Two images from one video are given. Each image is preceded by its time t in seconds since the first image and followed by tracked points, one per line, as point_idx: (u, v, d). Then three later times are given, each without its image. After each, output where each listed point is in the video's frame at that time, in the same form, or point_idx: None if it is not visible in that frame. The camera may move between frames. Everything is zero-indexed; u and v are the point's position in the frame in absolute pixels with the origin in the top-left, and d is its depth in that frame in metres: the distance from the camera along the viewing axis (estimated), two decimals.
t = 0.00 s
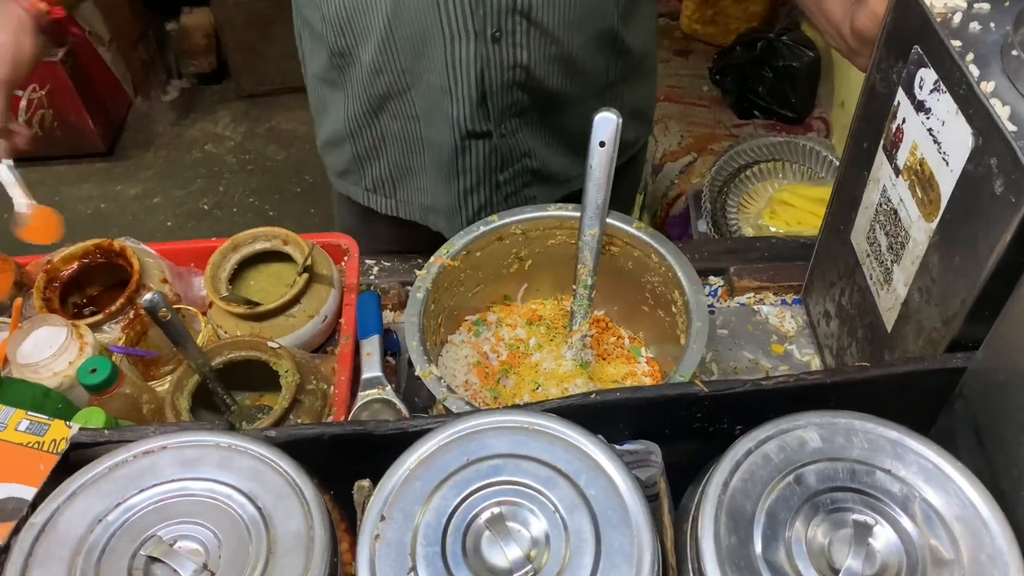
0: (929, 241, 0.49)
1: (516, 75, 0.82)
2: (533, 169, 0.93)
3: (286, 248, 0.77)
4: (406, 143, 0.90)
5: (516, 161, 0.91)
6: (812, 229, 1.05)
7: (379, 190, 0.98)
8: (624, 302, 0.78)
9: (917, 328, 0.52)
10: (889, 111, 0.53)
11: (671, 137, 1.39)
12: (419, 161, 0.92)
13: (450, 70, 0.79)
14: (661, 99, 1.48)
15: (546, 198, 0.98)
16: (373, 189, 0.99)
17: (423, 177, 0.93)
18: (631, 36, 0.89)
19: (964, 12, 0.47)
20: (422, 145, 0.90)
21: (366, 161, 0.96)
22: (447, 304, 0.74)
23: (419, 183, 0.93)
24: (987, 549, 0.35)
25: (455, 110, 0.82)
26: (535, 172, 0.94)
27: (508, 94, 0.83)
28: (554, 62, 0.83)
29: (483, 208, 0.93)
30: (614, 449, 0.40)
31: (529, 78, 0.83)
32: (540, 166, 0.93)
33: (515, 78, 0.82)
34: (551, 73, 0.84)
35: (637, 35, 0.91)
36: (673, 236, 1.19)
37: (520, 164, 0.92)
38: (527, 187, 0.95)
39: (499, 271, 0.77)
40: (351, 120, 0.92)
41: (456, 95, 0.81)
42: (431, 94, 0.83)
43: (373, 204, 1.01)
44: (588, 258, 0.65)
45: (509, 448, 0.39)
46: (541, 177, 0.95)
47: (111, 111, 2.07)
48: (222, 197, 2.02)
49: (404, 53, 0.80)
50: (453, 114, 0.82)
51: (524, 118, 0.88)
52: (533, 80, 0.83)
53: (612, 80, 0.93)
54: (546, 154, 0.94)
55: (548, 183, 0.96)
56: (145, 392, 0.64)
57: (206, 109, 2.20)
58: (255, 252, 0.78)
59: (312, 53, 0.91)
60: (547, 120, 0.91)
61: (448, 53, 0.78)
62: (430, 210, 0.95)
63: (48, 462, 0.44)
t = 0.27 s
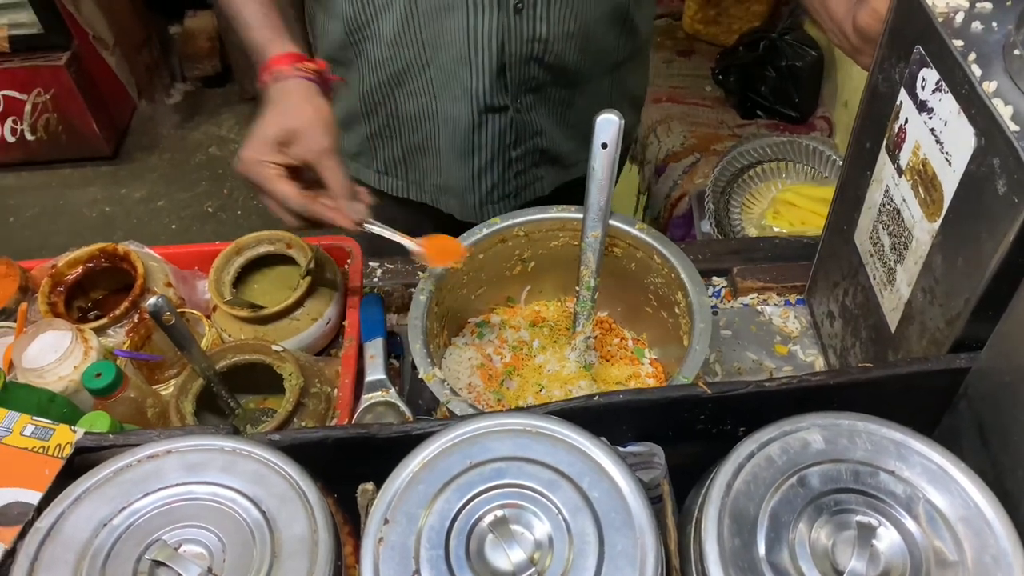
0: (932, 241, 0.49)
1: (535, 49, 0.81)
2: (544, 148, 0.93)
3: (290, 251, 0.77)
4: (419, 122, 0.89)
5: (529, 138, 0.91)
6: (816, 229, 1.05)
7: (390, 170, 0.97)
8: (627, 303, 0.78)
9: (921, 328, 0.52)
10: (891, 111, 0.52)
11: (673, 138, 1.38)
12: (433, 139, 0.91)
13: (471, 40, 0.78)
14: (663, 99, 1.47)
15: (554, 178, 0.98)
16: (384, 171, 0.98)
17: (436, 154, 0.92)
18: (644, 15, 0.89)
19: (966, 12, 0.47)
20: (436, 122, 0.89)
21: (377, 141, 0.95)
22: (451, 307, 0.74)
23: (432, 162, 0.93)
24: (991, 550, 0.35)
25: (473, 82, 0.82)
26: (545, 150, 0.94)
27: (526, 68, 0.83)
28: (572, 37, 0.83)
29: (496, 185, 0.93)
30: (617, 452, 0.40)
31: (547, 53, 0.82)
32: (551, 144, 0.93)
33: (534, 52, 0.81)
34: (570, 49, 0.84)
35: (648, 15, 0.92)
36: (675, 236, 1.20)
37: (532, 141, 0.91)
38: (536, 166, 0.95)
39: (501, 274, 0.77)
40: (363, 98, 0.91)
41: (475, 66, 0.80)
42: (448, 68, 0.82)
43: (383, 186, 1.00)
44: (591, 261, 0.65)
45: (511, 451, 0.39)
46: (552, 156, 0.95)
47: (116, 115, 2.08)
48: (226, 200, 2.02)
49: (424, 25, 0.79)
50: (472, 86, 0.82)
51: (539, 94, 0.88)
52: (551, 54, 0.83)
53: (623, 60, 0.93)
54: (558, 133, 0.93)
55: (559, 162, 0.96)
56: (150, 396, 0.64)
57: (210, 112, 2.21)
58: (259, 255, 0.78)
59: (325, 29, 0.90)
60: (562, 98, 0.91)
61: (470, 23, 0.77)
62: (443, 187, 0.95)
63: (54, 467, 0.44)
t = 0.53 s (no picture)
0: (931, 239, 0.49)
1: (563, 23, 0.81)
2: (568, 125, 0.93)
3: (292, 253, 0.78)
4: (446, 105, 0.88)
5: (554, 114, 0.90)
6: (817, 228, 1.05)
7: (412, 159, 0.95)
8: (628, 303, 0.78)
9: (921, 325, 0.52)
10: (891, 109, 0.52)
11: (675, 138, 1.38)
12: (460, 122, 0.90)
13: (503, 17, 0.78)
14: (664, 99, 1.47)
15: (575, 155, 0.98)
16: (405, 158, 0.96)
17: (462, 137, 0.91)
18: None
19: (965, 9, 0.47)
20: (463, 105, 0.87)
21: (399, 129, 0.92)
22: (452, 308, 0.74)
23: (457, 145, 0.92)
24: (991, 547, 0.35)
25: (504, 59, 0.81)
26: (569, 127, 0.94)
27: (553, 42, 0.83)
28: (596, 11, 0.83)
29: (523, 163, 0.92)
30: (617, 451, 0.40)
31: (573, 27, 0.82)
32: (573, 122, 0.93)
33: (561, 26, 0.81)
34: (593, 22, 0.84)
35: None
36: (676, 236, 1.20)
37: (557, 119, 0.91)
38: (560, 144, 0.94)
39: (502, 274, 0.77)
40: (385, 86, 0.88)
41: (506, 44, 0.80)
42: (478, 47, 0.81)
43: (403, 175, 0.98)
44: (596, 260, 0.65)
45: (512, 450, 0.39)
46: (573, 134, 0.95)
47: (119, 118, 2.09)
48: (229, 203, 2.03)
49: (454, 4, 0.78)
50: (502, 64, 0.82)
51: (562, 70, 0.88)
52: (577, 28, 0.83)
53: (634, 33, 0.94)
54: (579, 110, 0.93)
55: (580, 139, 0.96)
56: (153, 397, 0.64)
57: (212, 115, 2.22)
58: (261, 257, 0.78)
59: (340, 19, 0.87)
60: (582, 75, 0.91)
61: None
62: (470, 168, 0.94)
63: (58, 469, 0.43)
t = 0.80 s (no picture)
0: (929, 238, 0.49)
1: (578, 17, 0.82)
2: (584, 118, 0.93)
3: (293, 253, 0.78)
4: (466, 97, 0.90)
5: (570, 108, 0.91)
6: (818, 229, 1.05)
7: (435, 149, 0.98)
8: (628, 303, 0.79)
9: (919, 324, 0.52)
10: (889, 109, 0.53)
11: (675, 139, 1.39)
12: (480, 113, 0.91)
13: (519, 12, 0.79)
14: (665, 100, 1.47)
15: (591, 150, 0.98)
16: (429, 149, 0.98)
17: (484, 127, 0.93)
18: None
19: (963, 10, 0.47)
20: (483, 97, 0.89)
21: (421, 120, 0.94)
22: (453, 308, 0.75)
23: (480, 134, 0.94)
24: (990, 545, 0.35)
25: (521, 54, 0.82)
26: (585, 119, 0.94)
27: (569, 37, 0.83)
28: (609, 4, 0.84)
29: (541, 158, 0.93)
30: (616, 449, 0.40)
31: (587, 21, 0.83)
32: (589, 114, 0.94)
33: (576, 20, 0.82)
34: (607, 15, 0.84)
35: None
36: (677, 237, 1.21)
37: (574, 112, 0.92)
38: (576, 140, 0.95)
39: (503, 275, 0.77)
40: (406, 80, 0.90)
41: (523, 38, 0.81)
42: (495, 41, 0.82)
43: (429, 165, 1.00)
44: (591, 262, 0.65)
45: (512, 449, 0.39)
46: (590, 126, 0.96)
47: (121, 120, 2.09)
48: (231, 205, 2.03)
49: None
50: (520, 58, 0.82)
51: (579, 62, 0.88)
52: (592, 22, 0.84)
53: (647, 26, 0.95)
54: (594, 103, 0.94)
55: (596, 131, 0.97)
56: (155, 398, 0.64)
57: (214, 117, 2.22)
58: (262, 258, 0.78)
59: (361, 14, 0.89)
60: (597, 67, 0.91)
61: None
62: (493, 156, 0.96)
63: (59, 468, 0.44)
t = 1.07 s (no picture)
0: (929, 238, 0.49)
1: (572, 19, 0.81)
2: (577, 120, 0.93)
3: (294, 254, 0.78)
4: (458, 99, 0.88)
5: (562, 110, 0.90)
6: (818, 229, 1.05)
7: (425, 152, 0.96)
8: (629, 303, 0.79)
9: (919, 325, 0.52)
10: (889, 109, 0.53)
11: (677, 140, 1.39)
12: (472, 115, 0.90)
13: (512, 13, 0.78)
14: (666, 100, 1.47)
15: (582, 151, 0.97)
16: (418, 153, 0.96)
17: (476, 129, 0.91)
18: None
19: (963, 10, 0.47)
20: (475, 98, 0.88)
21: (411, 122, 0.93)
22: (453, 308, 0.75)
23: (470, 137, 0.93)
24: (989, 545, 0.35)
25: (515, 55, 0.81)
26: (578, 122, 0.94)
27: (563, 38, 0.83)
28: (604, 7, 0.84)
29: (533, 159, 0.92)
30: (616, 449, 0.40)
31: (581, 23, 0.83)
32: (582, 117, 0.93)
33: (570, 21, 0.81)
34: (602, 18, 0.84)
35: None
36: (678, 238, 1.21)
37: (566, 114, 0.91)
38: (567, 141, 0.94)
39: (503, 275, 0.77)
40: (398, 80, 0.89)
41: (518, 39, 0.80)
42: (489, 41, 0.81)
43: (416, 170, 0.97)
44: (592, 262, 0.65)
45: (512, 449, 0.39)
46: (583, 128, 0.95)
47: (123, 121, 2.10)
48: (232, 205, 2.04)
49: None
50: (513, 59, 0.82)
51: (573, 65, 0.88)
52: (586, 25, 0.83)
53: (642, 29, 0.94)
54: (587, 105, 0.93)
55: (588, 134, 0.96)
56: (155, 397, 0.65)
57: (216, 118, 2.23)
58: (263, 258, 0.79)
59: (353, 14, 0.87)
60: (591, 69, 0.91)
61: None
62: (484, 159, 0.94)
63: (60, 467, 0.44)
